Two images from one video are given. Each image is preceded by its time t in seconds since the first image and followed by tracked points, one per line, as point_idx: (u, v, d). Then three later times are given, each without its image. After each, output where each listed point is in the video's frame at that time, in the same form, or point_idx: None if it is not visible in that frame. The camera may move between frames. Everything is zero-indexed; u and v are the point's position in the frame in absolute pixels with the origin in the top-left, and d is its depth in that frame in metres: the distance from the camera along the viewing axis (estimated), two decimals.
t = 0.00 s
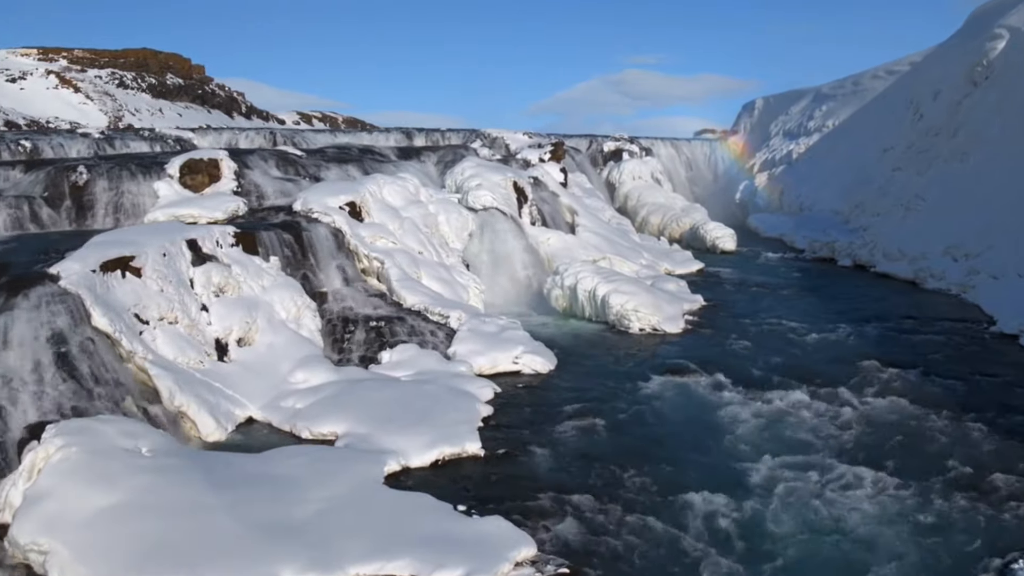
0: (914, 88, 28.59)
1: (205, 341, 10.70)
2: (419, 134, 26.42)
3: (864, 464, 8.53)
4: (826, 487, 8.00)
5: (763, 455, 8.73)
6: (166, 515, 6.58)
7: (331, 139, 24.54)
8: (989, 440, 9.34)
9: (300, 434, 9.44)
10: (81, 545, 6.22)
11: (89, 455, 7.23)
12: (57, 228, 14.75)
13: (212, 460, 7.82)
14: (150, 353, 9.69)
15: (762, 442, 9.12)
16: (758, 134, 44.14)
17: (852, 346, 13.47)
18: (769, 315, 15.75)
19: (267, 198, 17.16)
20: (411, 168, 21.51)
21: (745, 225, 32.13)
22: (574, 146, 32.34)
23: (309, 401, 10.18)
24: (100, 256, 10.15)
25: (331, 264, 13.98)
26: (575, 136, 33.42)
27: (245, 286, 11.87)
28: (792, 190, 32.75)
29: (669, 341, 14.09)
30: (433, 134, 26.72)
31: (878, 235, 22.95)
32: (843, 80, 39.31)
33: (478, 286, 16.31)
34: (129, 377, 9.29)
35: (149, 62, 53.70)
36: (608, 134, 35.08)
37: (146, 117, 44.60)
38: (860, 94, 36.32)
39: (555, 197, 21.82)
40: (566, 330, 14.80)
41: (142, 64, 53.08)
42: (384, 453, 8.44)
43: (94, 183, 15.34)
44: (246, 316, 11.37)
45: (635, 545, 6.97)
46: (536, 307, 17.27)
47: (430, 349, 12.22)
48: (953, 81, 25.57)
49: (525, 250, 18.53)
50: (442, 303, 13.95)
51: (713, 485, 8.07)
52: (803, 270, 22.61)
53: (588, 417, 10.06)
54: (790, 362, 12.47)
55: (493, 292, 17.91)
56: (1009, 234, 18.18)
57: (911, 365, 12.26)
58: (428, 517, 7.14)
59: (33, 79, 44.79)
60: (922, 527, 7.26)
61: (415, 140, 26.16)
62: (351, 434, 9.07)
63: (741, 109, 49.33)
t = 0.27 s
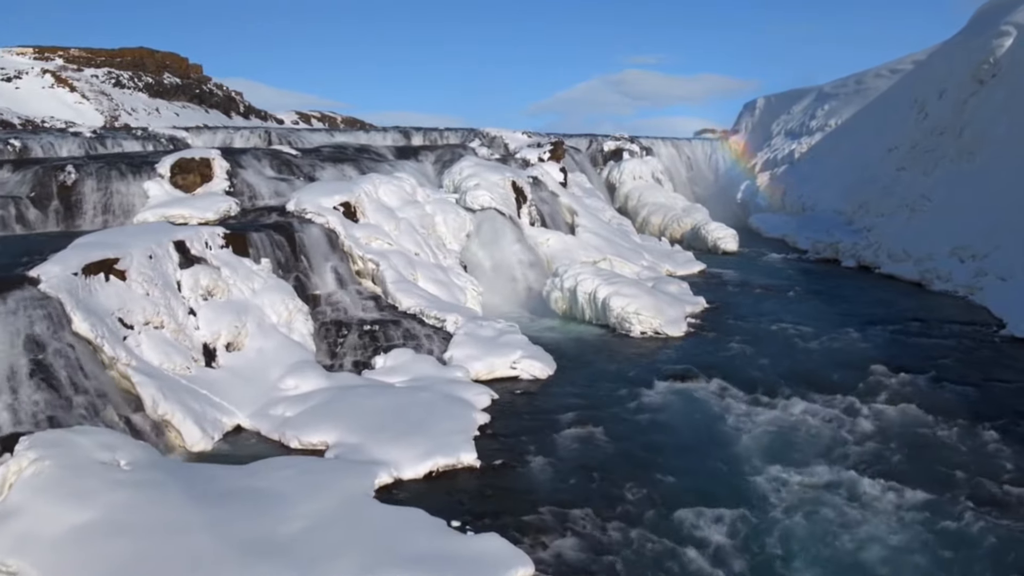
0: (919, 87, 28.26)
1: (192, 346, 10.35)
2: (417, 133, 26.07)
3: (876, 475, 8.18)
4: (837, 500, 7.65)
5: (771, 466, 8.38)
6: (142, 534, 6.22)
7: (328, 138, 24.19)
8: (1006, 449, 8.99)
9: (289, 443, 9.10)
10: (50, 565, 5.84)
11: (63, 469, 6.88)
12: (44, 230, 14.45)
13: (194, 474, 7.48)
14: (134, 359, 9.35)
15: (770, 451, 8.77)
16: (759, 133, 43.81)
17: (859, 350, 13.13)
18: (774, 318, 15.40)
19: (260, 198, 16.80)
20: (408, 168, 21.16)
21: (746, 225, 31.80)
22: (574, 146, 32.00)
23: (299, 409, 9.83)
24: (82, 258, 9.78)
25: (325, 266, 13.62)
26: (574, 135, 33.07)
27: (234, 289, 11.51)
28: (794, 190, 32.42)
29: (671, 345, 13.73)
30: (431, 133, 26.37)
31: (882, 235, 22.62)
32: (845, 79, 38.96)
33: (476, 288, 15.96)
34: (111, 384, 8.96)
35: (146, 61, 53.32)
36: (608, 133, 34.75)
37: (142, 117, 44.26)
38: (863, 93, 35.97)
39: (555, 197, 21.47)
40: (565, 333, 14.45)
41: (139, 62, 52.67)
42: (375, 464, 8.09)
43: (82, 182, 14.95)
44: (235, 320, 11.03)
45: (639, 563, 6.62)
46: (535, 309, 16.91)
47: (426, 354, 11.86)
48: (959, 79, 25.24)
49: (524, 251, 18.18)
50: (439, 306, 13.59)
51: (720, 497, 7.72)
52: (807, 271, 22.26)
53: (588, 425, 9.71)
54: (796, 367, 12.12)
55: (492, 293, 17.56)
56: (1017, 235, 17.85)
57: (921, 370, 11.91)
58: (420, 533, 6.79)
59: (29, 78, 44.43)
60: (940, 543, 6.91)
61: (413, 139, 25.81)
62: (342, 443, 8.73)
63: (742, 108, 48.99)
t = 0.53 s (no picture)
0: (923, 86, 27.89)
1: (176, 354, 9.96)
2: (413, 133, 25.69)
3: (889, 491, 7.81)
4: (849, 518, 7.28)
5: (779, 481, 8.01)
6: (112, 557, 5.83)
7: (323, 138, 23.81)
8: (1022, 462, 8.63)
9: (275, 455, 8.71)
10: None
11: (30, 487, 6.48)
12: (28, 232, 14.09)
13: (171, 491, 7.09)
14: (114, 368, 8.96)
15: (777, 464, 8.40)
16: (760, 133, 43.44)
17: (866, 356, 12.75)
18: (777, 322, 15.04)
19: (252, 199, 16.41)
20: (404, 168, 20.78)
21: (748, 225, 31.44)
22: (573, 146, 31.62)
23: (287, 419, 9.45)
24: (61, 262, 9.37)
25: (316, 269, 13.26)
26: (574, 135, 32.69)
27: (221, 293, 11.13)
28: (796, 190, 32.07)
29: (672, 351, 13.36)
30: (428, 132, 25.99)
31: (886, 236, 22.27)
32: (847, 78, 38.58)
33: (472, 291, 15.60)
34: (89, 395, 8.59)
35: (142, 60, 52.92)
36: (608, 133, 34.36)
37: (138, 116, 43.86)
38: (866, 92, 35.59)
39: (554, 198, 21.09)
40: (564, 337, 14.08)
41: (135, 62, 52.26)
42: (364, 480, 7.71)
43: (68, 183, 14.62)
44: (221, 326, 10.65)
45: None
46: (533, 313, 16.53)
47: (419, 360, 11.49)
48: (964, 78, 24.87)
49: (522, 253, 17.80)
50: (434, 310, 13.23)
51: (725, 515, 7.35)
52: (810, 273, 21.89)
53: (587, 436, 9.34)
54: (801, 374, 11.74)
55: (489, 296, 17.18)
56: None
57: (931, 377, 11.54)
58: (408, 555, 6.42)
59: (23, 78, 44.03)
60: (958, 566, 6.54)
61: (410, 138, 25.42)
62: (330, 456, 8.34)
63: (744, 107, 48.63)
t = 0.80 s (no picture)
0: (928, 85, 27.52)
1: (159, 364, 9.58)
2: (410, 133, 25.31)
3: (904, 511, 7.44)
4: (863, 541, 6.90)
5: (787, 500, 7.63)
6: None
7: (319, 138, 23.43)
8: None
9: (261, 471, 8.33)
10: None
11: None
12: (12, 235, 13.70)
13: (147, 512, 6.70)
14: (92, 379, 8.57)
15: (785, 481, 8.02)
16: (762, 133, 43.08)
17: (874, 363, 12.36)
18: (782, 327, 14.65)
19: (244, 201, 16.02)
20: (400, 169, 20.40)
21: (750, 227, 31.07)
22: (573, 146, 31.25)
23: (273, 432, 9.06)
24: (39, 268, 8.97)
25: (308, 274, 12.87)
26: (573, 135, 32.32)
27: (208, 300, 10.75)
28: (798, 191, 31.69)
29: (675, 357, 12.97)
30: (425, 133, 25.62)
31: (891, 239, 21.92)
32: (850, 77, 38.18)
33: (469, 296, 15.21)
34: (65, 408, 8.20)
35: (139, 60, 52.56)
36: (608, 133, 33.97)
37: (134, 116, 43.47)
38: (869, 92, 35.21)
39: (553, 200, 20.71)
40: (563, 344, 13.69)
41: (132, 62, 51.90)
42: (351, 499, 7.33)
43: (54, 185, 14.24)
44: (207, 334, 10.26)
45: None
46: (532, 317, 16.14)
47: (413, 369, 11.09)
48: (971, 77, 24.51)
49: (520, 256, 17.41)
50: (429, 316, 12.83)
51: (731, 537, 6.98)
52: (813, 276, 21.50)
53: (586, 449, 8.95)
54: (808, 383, 11.36)
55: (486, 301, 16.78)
56: None
57: (943, 387, 11.16)
58: None
59: (18, 78, 43.67)
60: None
61: (407, 139, 25.06)
62: (317, 473, 7.96)
63: (745, 108, 48.24)
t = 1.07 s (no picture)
0: (933, 84, 27.16)
1: (141, 375, 9.20)
2: (407, 134, 24.93)
3: (918, 534, 7.07)
4: (876, 566, 6.54)
5: (796, 522, 7.25)
6: None
7: (314, 139, 23.06)
8: None
9: (244, 490, 7.96)
10: None
11: None
12: None
13: (119, 538, 6.31)
14: (67, 393, 8.19)
15: (793, 501, 7.64)
16: (763, 133, 42.73)
17: (882, 371, 11.98)
18: (786, 334, 14.28)
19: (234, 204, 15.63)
20: (396, 170, 20.02)
21: (751, 228, 30.71)
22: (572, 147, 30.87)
23: (258, 447, 8.68)
24: (13, 276, 8.56)
25: (298, 280, 12.49)
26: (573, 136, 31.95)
27: (192, 308, 10.37)
28: (801, 192, 31.34)
29: (676, 365, 12.60)
30: (422, 133, 25.24)
31: (896, 241, 21.56)
32: (852, 77, 37.81)
33: (465, 301, 14.83)
34: (38, 424, 7.81)
35: (135, 60, 52.17)
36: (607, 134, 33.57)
37: (130, 116, 43.07)
38: (872, 92, 34.85)
39: (552, 202, 20.34)
40: (561, 351, 13.32)
41: (127, 61, 51.50)
42: (337, 522, 6.96)
43: (38, 188, 13.87)
44: (192, 343, 9.89)
45: None
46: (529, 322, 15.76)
47: (405, 380, 10.71)
48: (977, 77, 24.16)
49: (518, 259, 17.03)
50: (423, 323, 12.45)
51: (737, 562, 6.61)
52: (817, 279, 21.12)
53: (585, 465, 8.58)
54: (815, 392, 10.98)
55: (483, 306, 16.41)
56: None
57: (954, 397, 10.79)
58: None
59: (13, 78, 43.28)
60: None
61: (403, 140, 24.68)
62: (302, 492, 7.59)
63: (746, 108, 47.88)
